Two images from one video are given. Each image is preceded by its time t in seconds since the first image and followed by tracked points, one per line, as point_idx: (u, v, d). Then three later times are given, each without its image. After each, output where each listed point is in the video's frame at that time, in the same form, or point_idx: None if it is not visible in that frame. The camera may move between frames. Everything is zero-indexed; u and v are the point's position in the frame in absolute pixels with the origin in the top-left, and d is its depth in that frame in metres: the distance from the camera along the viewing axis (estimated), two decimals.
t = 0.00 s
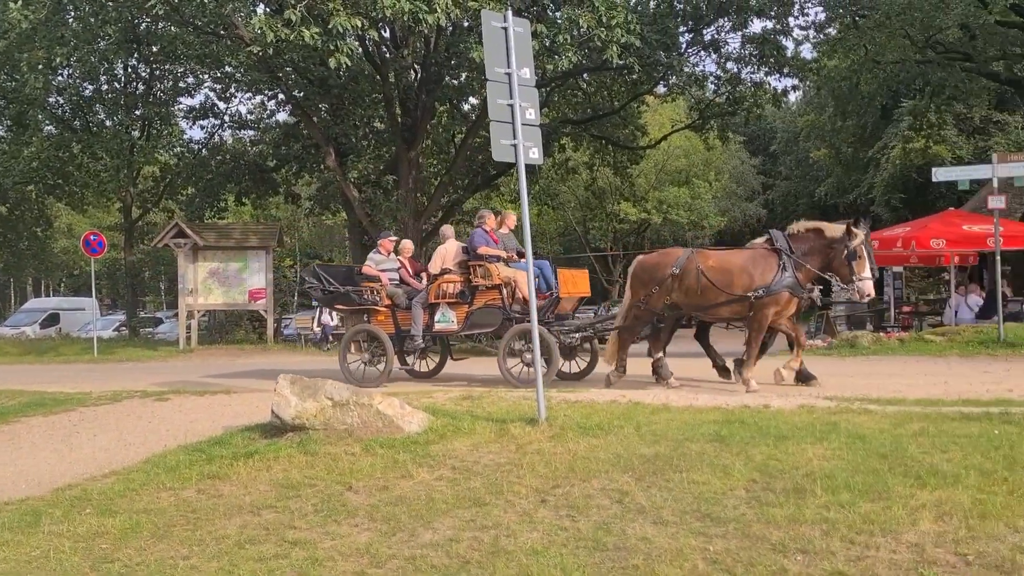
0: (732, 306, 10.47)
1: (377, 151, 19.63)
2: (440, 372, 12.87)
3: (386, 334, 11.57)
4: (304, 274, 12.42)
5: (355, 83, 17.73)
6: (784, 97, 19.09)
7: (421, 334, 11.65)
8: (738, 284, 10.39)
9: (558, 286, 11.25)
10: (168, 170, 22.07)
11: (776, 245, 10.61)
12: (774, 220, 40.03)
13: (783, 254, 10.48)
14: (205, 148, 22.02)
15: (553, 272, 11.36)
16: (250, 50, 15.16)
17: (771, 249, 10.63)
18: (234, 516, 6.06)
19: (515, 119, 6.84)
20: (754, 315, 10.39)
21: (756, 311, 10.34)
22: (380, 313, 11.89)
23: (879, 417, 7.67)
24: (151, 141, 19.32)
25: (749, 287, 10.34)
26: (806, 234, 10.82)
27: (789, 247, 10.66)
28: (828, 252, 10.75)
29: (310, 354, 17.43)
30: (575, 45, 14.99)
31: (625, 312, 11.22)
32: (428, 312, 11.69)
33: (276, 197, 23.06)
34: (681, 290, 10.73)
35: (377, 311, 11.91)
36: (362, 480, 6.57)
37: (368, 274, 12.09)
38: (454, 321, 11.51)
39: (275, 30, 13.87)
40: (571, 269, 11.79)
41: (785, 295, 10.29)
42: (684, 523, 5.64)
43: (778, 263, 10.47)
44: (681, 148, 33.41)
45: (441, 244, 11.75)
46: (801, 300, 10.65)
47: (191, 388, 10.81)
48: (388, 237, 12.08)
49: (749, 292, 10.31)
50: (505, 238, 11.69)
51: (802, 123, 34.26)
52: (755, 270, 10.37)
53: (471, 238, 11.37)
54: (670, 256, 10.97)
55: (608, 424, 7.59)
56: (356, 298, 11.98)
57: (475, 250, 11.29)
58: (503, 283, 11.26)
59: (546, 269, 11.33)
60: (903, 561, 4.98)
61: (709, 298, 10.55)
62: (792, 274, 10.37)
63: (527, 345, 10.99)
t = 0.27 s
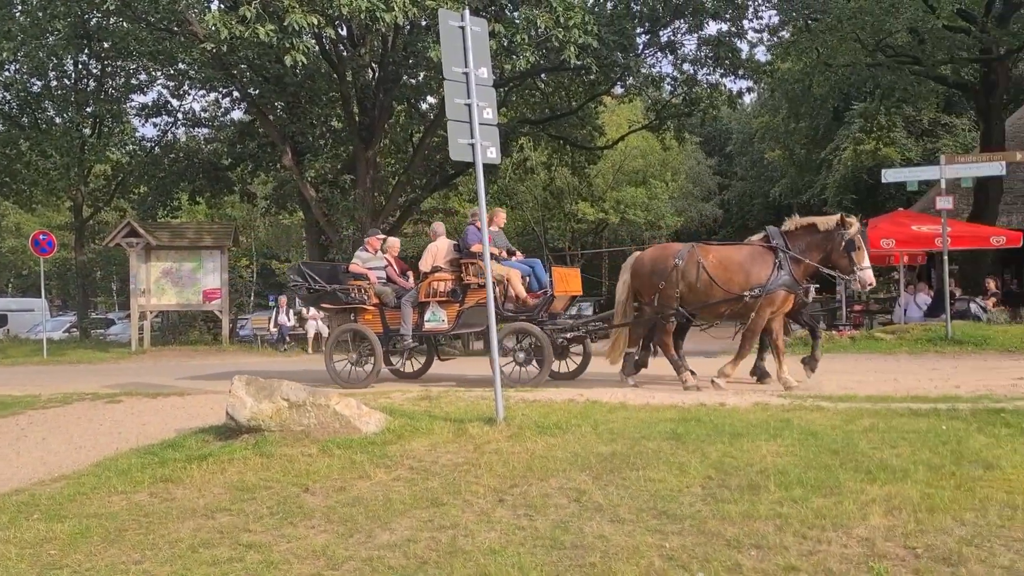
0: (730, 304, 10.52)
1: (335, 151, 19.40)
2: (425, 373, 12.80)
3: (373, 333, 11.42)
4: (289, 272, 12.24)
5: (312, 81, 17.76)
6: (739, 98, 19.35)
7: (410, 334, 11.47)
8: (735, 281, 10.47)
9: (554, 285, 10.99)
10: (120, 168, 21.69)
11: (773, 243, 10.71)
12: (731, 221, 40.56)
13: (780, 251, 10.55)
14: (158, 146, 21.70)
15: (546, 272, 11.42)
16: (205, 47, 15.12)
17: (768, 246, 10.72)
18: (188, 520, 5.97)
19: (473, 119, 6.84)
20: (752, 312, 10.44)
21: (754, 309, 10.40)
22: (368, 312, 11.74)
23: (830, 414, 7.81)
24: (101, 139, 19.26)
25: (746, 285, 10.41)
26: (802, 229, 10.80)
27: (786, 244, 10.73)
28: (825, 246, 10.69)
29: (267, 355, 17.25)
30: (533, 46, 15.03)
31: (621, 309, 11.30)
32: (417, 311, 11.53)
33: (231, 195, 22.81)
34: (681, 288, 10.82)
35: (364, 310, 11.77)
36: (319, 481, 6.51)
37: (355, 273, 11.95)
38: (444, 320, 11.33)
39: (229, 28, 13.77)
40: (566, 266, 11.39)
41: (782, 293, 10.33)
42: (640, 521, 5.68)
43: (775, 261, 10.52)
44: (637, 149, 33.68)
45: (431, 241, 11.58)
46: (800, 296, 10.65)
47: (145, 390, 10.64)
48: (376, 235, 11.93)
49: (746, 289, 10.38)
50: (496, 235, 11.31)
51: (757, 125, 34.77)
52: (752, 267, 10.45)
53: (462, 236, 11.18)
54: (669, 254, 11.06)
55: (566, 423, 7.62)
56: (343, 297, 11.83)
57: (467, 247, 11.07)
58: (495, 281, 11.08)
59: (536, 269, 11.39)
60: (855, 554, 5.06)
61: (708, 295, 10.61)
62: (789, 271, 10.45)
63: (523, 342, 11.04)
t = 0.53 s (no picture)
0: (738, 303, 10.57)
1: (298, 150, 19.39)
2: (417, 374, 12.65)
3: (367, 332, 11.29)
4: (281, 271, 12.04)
5: (273, 79, 17.54)
6: (701, 99, 19.55)
7: (405, 333, 11.34)
8: (745, 281, 10.51)
9: (554, 284, 10.88)
10: (76, 167, 21.33)
11: (783, 242, 10.75)
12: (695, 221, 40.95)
13: (791, 252, 10.60)
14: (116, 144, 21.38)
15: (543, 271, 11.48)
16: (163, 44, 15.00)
17: (777, 245, 10.78)
18: (146, 524, 5.88)
19: (436, 118, 6.84)
20: (759, 313, 10.50)
21: (762, 308, 10.46)
22: (362, 311, 11.60)
23: (790, 411, 7.91)
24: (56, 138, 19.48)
25: (756, 284, 10.48)
26: (810, 228, 10.85)
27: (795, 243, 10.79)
28: (833, 246, 10.74)
29: (229, 356, 17.06)
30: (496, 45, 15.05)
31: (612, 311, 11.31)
32: (413, 310, 11.43)
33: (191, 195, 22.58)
34: (686, 283, 10.78)
35: (358, 309, 11.64)
36: (280, 483, 6.45)
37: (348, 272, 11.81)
38: (441, 319, 11.22)
39: (188, 24, 13.65)
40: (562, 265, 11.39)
41: (792, 293, 10.40)
42: (603, 520, 5.71)
43: (785, 261, 10.58)
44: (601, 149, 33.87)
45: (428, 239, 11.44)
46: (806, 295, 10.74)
47: (102, 392, 10.47)
48: (370, 233, 12.02)
49: (756, 289, 10.43)
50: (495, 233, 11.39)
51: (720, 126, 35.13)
52: (763, 267, 10.52)
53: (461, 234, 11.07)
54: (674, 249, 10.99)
55: (529, 422, 7.63)
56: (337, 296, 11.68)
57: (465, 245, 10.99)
58: (494, 280, 11.00)
59: (534, 268, 11.42)
60: (813, 550, 5.13)
61: (716, 293, 10.62)
62: (799, 271, 10.50)
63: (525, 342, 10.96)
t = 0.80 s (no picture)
0: (751, 299, 10.45)
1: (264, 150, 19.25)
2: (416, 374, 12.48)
3: (368, 331, 11.12)
4: (280, 269, 11.90)
5: (239, 78, 17.30)
6: (668, 100, 19.71)
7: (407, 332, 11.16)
8: (758, 276, 10.39)
9: (560, 281, 10.88)
10: (38, 166, 21.00)
11: (795, 236, 10.63)
12: (665, 222, 41.22)
13: (804, 245, 10.47)
14: (78, 143, 21.09)
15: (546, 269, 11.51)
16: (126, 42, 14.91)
17: (789, 239, 10.63)
18: (109, 528, 5.79)
19: (403, 117, 6.82)
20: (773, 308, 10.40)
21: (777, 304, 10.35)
22: (364, 310, 11.47)
23: (757, 408, 7.99)
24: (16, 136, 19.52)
25: (770, 280, 10.36)
26: (822, 220, 10.82)
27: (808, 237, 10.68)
28: (845, 238, 10.77)
29: (195, 358, 16.90)
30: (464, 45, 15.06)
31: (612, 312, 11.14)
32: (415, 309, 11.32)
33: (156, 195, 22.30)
34: (698, 282, 10.66)
35: (359, 308, 11.48)
36: (247, 485, 6.39)
37: (349, 270, 11.66)
38: (444, 317, 11.12)
39: (152, 22, 13.50)
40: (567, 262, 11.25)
41: (806, 286, 10.30)
42: (572, 518, 5.72)
43: (799, 255, 10.45)
44: (569, 149, 33.92)
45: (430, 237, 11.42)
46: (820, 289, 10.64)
47: (65, 394, 10.30)
48: (371, 231, 11.81)
49: (769, 284, 10.33)
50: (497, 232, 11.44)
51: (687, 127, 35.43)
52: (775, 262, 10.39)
53: (465, 232, 11.09)
54: (685, 247, 10.88)
55: (498, 421, 7.63)
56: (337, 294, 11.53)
57: (470, 243, 10.98)
58: (498, 277, 11.03)
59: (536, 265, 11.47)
60: (779, 545, 5.17)
61: (729, 290, 10.51)
62: (813, 263, 10.41)
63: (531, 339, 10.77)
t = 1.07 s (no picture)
0: (760, 296, 10.65)
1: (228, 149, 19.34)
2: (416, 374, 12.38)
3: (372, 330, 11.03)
4: (279, 268, 11.81)
5: (203, 77, 17.01)
6: (635, 100, 19.85)
7: (411, 331, 11.15)
8: (766, 274, 10.58)
9: (568, 279, 10.87)
10: None
11: (805, 235, 10.83)
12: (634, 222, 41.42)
13: (813, 243, 10.66)
14: (39, 143, 20.77)
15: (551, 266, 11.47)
16: (88, 40, 14.86)
17: (799, 238, 10.83)
18: (69, 533, 5.68)
19: (369, 116, 6.81)
20: (781, 306, 10.57)
21: (786, 302, 10.54)
22: (365, 308, 11.39)
23: (722, 406, 8.05)
24: None
25: (778, 277, 10.53)
26: (834, 218, 10.96)
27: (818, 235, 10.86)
28: (857, 235, 10.86)
29: (160, 360, 16.70)
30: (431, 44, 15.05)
31: (615, 310, 11.23)
32: (419, 308, 11.27)
33: (119, 195, 22.01)
34: (711, 280, 10.89)
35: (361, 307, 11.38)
36: (210, 489, 6.31)
37: (350, 268, 11.58)
38: (449, 315, 11.09)
39: (114, 19, 13.27)
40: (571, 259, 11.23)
41: (813, 284, 10.46)
42: (540, 517, 5.72)
43: (808, 253, 10.63)
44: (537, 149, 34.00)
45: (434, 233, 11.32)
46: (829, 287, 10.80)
47: (25, 398, 10.12)
48: (371, 228, 11.69)
49: (778, 284, 10.50)
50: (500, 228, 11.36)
51: (654, 128, 35.64)
52: (784, 259, 10.56)
53: (470, 228, 10.98)
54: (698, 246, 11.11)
55: (465, 421, 7.62)
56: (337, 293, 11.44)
57: (474, 240, 10.90)
58: (504, 275, 10.92)
59: (541, 261, 11.34)
60: (744, 541, 5.21)
61: (740, 288, 10.73)
62: (822, 263, 10.57)
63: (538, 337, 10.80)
